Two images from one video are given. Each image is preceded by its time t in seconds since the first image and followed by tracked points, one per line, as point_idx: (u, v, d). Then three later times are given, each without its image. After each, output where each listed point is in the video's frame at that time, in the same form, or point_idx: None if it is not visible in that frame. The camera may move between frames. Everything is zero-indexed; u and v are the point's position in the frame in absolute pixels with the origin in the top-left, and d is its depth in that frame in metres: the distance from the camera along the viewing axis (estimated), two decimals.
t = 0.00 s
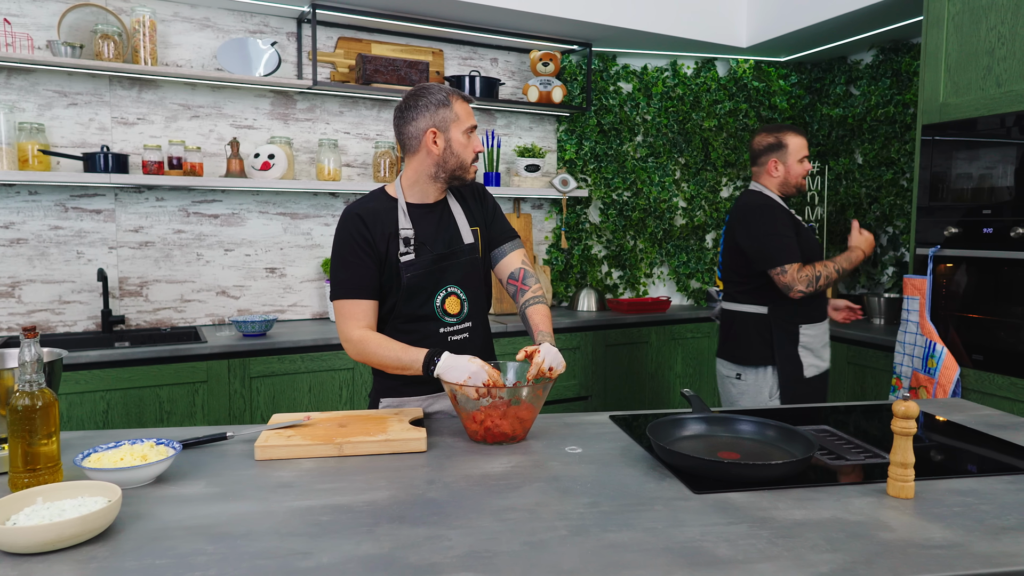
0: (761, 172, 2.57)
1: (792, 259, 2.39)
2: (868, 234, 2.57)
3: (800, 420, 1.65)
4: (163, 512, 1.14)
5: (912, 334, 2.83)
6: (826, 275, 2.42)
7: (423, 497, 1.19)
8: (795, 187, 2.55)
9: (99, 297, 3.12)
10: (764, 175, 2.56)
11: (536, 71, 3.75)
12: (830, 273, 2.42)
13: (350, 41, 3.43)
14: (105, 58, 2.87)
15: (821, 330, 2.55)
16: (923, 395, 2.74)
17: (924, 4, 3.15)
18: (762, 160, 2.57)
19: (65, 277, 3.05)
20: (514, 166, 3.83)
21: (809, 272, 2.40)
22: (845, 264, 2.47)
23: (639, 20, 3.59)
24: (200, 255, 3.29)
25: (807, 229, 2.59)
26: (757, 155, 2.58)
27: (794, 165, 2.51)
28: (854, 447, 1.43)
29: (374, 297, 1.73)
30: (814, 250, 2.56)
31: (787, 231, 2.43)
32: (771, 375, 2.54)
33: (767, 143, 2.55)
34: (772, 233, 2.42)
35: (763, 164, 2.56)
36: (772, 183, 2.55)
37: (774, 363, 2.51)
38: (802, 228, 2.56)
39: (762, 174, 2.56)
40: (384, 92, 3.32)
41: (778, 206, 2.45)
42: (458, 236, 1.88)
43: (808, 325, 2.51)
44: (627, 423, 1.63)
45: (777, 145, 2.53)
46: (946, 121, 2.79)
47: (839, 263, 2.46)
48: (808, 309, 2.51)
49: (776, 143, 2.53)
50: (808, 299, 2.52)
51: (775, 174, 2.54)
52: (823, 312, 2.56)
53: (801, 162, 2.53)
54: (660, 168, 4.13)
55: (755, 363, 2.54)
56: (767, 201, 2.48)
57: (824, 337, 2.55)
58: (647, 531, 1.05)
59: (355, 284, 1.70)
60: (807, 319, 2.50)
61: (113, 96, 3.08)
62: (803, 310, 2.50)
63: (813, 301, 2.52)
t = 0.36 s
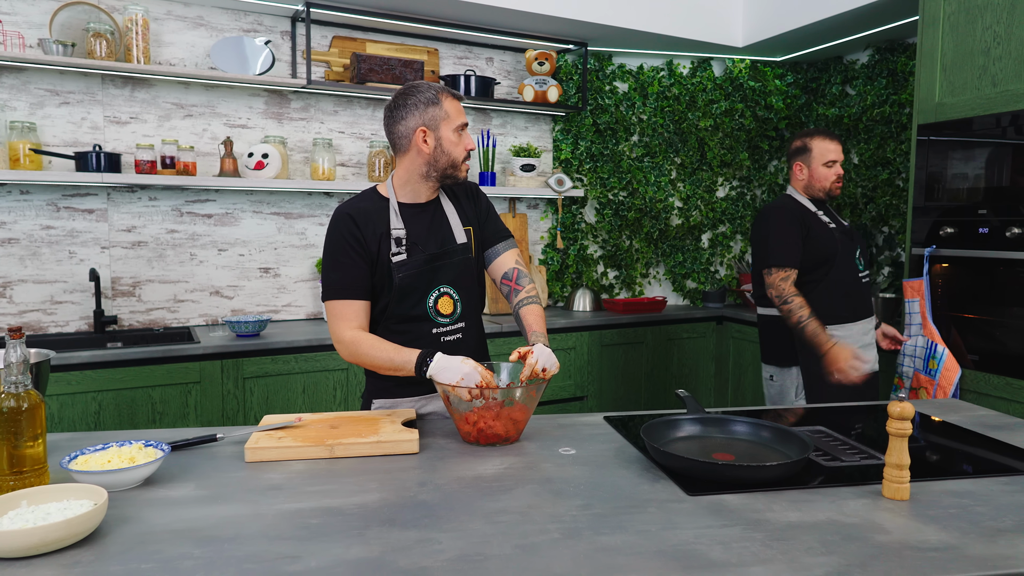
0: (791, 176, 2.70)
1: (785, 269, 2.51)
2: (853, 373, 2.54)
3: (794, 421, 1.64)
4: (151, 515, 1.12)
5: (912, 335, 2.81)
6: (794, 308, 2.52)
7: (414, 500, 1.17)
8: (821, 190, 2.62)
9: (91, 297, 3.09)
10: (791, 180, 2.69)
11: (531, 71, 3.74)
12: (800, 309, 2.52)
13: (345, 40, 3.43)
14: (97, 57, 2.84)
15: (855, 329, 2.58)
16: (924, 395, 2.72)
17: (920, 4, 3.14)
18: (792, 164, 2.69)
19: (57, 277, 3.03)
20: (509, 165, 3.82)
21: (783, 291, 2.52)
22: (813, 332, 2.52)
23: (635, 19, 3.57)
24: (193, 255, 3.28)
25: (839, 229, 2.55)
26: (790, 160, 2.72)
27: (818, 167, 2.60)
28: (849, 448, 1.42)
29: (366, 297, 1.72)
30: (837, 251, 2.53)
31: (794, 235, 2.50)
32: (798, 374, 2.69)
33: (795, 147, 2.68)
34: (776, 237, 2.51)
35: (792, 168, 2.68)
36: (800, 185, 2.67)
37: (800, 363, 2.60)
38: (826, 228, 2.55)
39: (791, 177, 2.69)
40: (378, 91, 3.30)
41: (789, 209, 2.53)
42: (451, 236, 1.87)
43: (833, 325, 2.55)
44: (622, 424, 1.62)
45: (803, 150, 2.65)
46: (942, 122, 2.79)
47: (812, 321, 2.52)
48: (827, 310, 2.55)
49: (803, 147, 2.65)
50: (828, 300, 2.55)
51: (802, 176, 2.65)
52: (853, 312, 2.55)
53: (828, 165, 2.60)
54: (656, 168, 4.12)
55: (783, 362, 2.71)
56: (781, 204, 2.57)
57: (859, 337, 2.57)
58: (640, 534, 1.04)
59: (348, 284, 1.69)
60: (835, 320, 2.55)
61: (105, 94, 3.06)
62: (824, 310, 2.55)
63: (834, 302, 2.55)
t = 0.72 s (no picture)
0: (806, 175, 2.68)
1: (755, 266, 2.64)
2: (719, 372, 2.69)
3: (782, 421, 1.63)
4: (127, 524, 1.09)
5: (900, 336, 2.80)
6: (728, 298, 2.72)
7: (399, 505, 1.15)
8: (834, 187, 2.57)
9: (69, 299, 3.04)
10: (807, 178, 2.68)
11: (517, 69, 3.71)
12: (733, 303, 2.70)
13: (328, 38, 3.37)
14: (75, 53, 2.79)
15: (853, 333, 2.58)
16: (921, 395, 2.70)
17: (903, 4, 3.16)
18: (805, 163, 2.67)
19: (34, 278, 2.96)
20: (496, 165, 3.80)
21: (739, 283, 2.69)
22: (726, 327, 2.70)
23: (621, 18, 3.57)
24: (174, 255, 3.22)
25: (845, 230, 2.55)
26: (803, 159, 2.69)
27: (828, 165, 2.55)
28: (837, 449, 1.41)
29: (349, 298, 1.69)
30: (839, 252, 2.53)
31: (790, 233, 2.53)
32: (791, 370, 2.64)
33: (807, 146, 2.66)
34: (772, 233, 2.56)
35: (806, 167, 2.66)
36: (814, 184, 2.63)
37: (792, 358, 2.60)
38: (830, 229, 2.55)
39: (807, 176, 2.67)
40: (363, 89, 3.27)
41: (788, 208, 2.56)
42: (436, 235, 1.85)
43: (830, 325, 2.55)
44: (609, 426, 1.60)
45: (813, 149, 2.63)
46: (926, 122, 2.80)
47: (729, 318, 2.70)
48: (824, 310, 2.55)
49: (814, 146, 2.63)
50: (825, 300, 2.55)
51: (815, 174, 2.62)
52: (852, 314, 2.55)
53: (839, 160, 2.54)
54: (642, 167, 4.12)
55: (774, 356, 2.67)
56: (786, 202, 2.60)
57: (856, 340, 2.57)
58: (629, 538, 1.02)
59: (330, 284, 1.66)
60: (830, 319, 2.55)
61: (84, 92, 3.00)
62: (819, 307, 2.56)
63: (832, 302, 2.55)
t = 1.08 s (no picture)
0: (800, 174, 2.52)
1: (762, 272, 2.46)
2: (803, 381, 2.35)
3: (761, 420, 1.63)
4: (91, 534, 1.05)
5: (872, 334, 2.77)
6: (756, 308, 2.46)
7: (375, 511, 1.12)
8: (839, 179, 2.45)
9: (34, 300, 2.95)
10: (804, 176, 2.52)
11: (495, 67, 3.68)
12: (762, 311, 2.45)
13: (303, 33, 3.32)
14: (39, 47, 2.70)
15: (849, 335, 2.43)
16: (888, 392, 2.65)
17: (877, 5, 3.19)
18: (798, 161, 2.51)
19: None
20: (473, 163, 3.77)
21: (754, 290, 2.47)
22: (773, 335, 2.41)
23: (599, 16, 3.56)
24: (144, 255, 3.15)
25: (839, 229, 2.41)
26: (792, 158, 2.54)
27: (830, 157, 2.42)
28: (816, 448, 1.41)
29: (323, 299, 1.65)
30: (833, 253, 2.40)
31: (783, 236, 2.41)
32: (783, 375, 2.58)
33: (798, 145, 2.50)
34: (765, 235, 2.43)
35: (801, 165, 2.50)
36: (813, 181, 2.48)
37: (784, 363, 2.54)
38: (823, 228, 2.42)
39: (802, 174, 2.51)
40: (338, 86, 3.22)
41: (780, 208, 2.43)
42: (413, 235, 1.82)
43: (824, 328, 2.42)
44: (589, 426, 1.59)
45: (808, 144, 2.48)
46: (899, 122, 2.83)
47: (772, 324, 2.42)
48: (818, 314, 2.43)
49: (807, 143, 2.48)
50: (818, 303, 2.43)
51: (814, 170, 2.47)
52: (848, 316, 2.40)
53: (840, 152, 2.43)
54: (620, 166, 4.12)
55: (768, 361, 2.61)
56: (777, 202, 2.47)
57: (852, 343, 2.41)
58: (610, 542, 1.01)
59: (304, 285, 1.62)
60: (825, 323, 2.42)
61: (48, 86, 2.91)
62: (814, 312, 2.43)
63: (825, 305, 2.42)
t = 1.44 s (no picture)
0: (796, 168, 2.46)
1: (762, 275, 2.36)
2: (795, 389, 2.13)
3: (745, 416, 1.63)
4: (61, 540, 1.01)
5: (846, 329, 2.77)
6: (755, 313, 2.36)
7: (358, 512, 1.09)
8: (835, 175, 2.37)
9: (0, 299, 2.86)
10: (799, 172, 2.44)
11: (474, 63, 3.66)
12: (759, 317, 2.34)
13: (279, 27, 3.27)
14: (4, 38, 2.62)
15: (853, 334, 2.34)
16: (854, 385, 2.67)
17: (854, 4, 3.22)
18: (794, 155, 2.45)
19: None
20: (453, 160, 3.74)
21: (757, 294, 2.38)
22: (768, 341, 2.26)
23: (579, 13, 3.55)
24: (116, 253, 3.07)
25: (835, 227, 2.33)
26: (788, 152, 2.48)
27: (825, 151, 2.36)
28: (801, 444, 1.41)
29: (302, 296, 1.62)
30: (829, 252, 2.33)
31: (778, 239, 2.34)
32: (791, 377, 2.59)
33: (795, 138, 2.44)
34: (761, 238, 2.36)
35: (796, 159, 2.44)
36: (809, 176, 2.42)
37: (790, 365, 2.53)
38: (819, 227, 2.34)
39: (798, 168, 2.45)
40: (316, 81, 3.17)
41: (773, 210, 2.37)
42: (395, 230, 1.79)
43: (825, 329, 2.35)
44: (574, 424, 1.57)
45: (805, 138, 2.41)
46: (875, 120, 2.86)
47: (767, 330, 2.29)
48: (818, 314, 2.37)
49: (805, 136, 2.41)
50: (818, 304, 2.37)
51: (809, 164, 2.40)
52: (850, 315, 2.33)
53: (836, 146, 2.36)
54: (600, 164, 4.12)
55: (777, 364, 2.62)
56: (772, 202, 2.41)
57: (856, 342, 2.33)
58: (600, 541, 0.99)
59: (282, 282, 1.59)
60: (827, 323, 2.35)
61: (14, 79, 2.83)
62: (816, 313, 2.37)
63: (826, 306, 2.36)
